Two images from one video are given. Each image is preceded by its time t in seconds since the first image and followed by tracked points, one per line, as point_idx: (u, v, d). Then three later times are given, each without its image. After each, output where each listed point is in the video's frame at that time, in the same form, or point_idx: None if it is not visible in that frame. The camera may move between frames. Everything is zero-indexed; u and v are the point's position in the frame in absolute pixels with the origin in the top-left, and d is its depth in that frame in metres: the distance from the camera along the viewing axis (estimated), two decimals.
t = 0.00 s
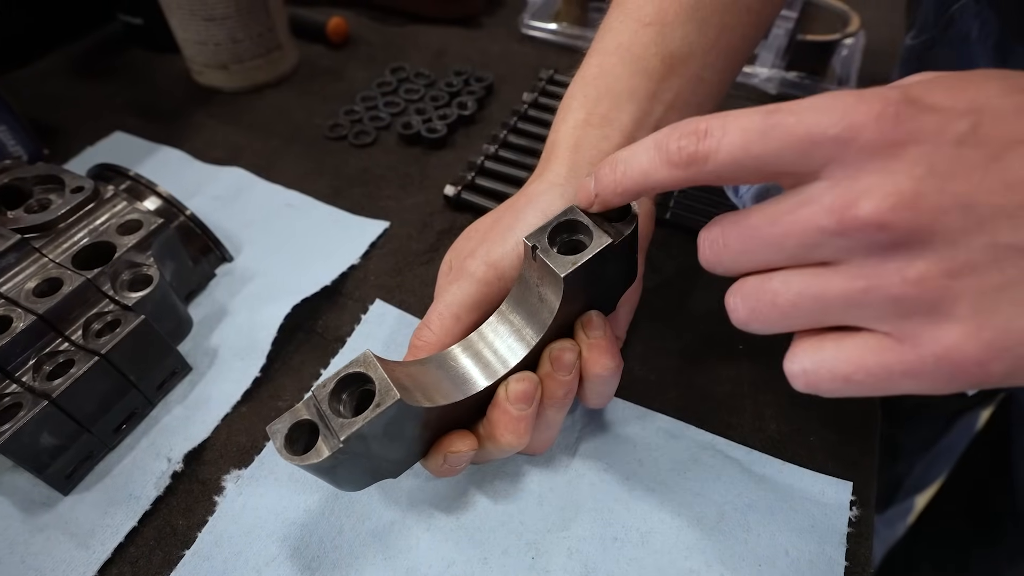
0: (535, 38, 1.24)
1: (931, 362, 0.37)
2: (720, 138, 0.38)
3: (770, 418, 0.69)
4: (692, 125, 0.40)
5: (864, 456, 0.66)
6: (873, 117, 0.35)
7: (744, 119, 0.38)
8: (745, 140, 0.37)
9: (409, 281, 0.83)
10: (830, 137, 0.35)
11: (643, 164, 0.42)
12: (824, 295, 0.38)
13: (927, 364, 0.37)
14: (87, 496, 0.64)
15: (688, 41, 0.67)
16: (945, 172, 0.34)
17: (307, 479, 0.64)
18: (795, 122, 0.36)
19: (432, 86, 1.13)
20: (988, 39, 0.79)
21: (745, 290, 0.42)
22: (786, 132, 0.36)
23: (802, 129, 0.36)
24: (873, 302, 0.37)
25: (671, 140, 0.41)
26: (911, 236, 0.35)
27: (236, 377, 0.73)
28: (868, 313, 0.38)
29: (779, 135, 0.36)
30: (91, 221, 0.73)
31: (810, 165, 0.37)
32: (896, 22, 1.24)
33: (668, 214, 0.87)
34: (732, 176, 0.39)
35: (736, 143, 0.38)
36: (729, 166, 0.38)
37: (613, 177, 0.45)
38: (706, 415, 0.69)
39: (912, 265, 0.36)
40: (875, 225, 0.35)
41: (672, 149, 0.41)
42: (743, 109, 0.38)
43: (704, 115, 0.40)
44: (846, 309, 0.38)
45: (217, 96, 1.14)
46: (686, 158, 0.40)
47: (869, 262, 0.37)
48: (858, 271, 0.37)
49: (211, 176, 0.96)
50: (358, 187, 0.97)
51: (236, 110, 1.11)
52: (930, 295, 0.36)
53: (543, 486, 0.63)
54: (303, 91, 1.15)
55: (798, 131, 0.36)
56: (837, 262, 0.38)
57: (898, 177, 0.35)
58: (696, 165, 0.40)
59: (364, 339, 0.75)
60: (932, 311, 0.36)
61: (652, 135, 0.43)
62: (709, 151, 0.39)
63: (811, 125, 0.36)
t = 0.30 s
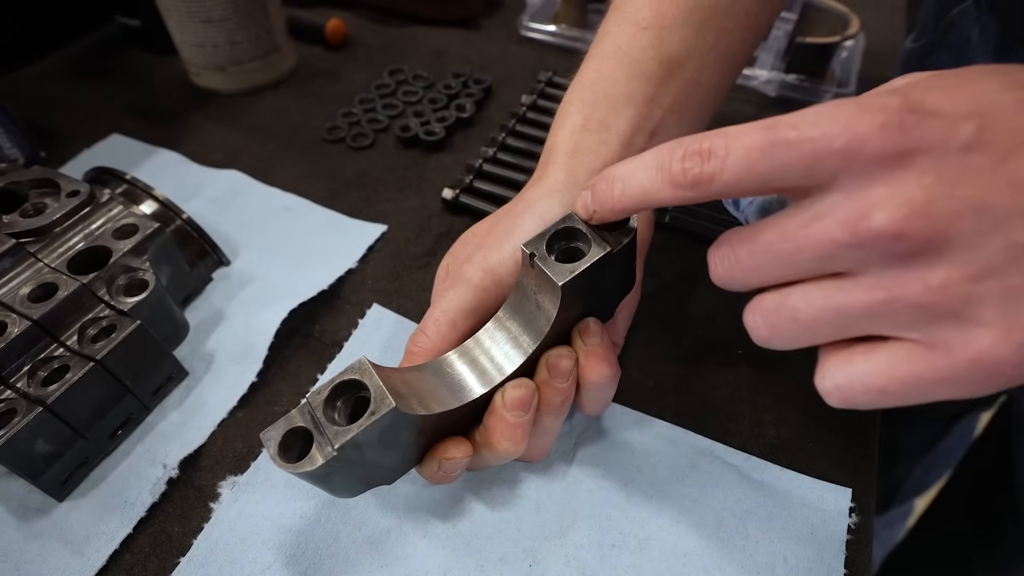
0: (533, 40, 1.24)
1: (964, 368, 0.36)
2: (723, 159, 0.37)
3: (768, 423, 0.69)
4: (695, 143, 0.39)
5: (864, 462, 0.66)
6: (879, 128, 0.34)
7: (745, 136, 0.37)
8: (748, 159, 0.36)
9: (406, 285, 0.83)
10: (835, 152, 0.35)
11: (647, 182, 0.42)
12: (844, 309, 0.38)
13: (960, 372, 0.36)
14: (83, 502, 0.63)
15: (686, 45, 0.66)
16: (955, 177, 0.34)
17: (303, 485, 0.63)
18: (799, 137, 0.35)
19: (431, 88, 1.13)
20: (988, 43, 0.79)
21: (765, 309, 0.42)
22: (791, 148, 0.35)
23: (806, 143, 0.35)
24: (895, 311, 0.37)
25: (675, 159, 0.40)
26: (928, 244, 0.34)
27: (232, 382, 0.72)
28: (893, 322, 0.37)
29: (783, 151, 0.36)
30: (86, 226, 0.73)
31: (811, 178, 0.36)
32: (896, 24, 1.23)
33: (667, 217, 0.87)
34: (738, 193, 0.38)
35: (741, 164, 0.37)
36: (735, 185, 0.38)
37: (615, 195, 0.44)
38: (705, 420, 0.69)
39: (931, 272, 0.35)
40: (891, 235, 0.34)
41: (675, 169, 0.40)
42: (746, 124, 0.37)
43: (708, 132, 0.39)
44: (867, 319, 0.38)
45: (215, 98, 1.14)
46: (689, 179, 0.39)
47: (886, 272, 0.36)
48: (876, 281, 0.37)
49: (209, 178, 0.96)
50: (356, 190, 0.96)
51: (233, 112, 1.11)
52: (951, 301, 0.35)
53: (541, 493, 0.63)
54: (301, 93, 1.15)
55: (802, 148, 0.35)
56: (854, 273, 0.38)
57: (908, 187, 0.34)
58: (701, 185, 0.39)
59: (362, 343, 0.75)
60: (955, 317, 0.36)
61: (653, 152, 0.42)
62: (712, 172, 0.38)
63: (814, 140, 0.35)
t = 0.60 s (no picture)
0: (532, 41, 1.24)
1: None
2: (760, 181, 0.37)
3: (768, 429, 0.68)
4: (729, 166, 0.38)
5: (865, 469, 0.65)
6: (919, 152, 0.33)
7: (785, 158, 0.36)
8: (788, 180, 0.36)
9: (404, 289, 0.82)
10: (877, 174, 0.34)
11: (675, 204, 0.40)
12: (902, 344, 0.36)
13: None
14: (78, 508, 0.63)
15: (686, 48, 0.66)
16: (1008, 200, 0.33)
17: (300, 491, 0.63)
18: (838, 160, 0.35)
19: (429, 90, 1.13)
20: (987, 46, 0.78)
21: (809, 347, 0.40)
22: (830, 171, 0.35)
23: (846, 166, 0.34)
24: (956, 341, 0.35)
25: (708, 179, 0.39)
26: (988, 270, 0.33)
27: (229, 387, 0.72)
28: (955, 353, 0.35)
29: (824, 173, 0.35)
30: (82, 229, 0.72)
31: (851, 204, 0.35)
32: (896, 25, 1.23)
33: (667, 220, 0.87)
34: (773, 217, 0.38)
35: (779, 185, 0.36)
36: (771, 208, 0.37)
37: (638, 218, 0.43)
38: (704, 425, 0.69)
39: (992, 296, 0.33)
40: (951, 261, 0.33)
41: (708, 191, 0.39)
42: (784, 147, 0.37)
43: (742, 155, 0.38)
44: (925, 351, 0.36)
45: (213, 100, 1.13)
46: (724, 200, 0.38)
47: (942, 301, 0.35)
48: (932, 310, 0.35)
49: (206, 181, 0.95)
50: (354, 192, 0.96)
51: (231, 114, 1.10)
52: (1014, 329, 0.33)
53: (539, 499, 0.63)
54: (300, 95, 1.14)
55: (842, 171, 0.34)
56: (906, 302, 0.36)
57: (958, 208, 0.33)
58: (736, 207, 0.38)
59: (359, 348, 0.74)
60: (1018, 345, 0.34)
61: (681, 174, 0.41)
62: (749, 193, 0.37)
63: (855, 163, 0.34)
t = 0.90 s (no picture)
0: (531, 45, 1.24)
1: None
2: (774, 211, 0.35)
3: (767, 435, 0.69)
4: (741, 192, 0.37)
5: (864, 476, 0.65)
6: (941, 179, 0.32)
7: (799, 184, 0.35)
8: (804, 207, 0.34)
9: (403, 295, 0.82)
10: (898, 202, 0.33)
11: (687, 232, 0.39)
12: (917, 366, 0.37)
13: None
14: (78, 515, 0.63)
15: (682, 56, 0.66)
16: None
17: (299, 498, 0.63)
18: (858, 187, 0.33)
19: (429, 95, 1.13)
20: (987, 53, 0.79)
21: (823, 361, 0.42)
22: (848, 200, 0.33)
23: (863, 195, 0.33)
24: (972, 364, 0.36)
25: (720, 206, 0.37)
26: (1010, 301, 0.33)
27: (228, 394, 0.72)
28: (971, 374, 0.36)
29: (841, 201, 0.34)
30: (82, 237, 0.73)
31: (872, 230, 0.34)
32: (897, 29, 1.23)
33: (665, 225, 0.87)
34: (789, 243, 0.36)
35: (795, 215, 0.35)
36: (788, 236, 0.36)
37: (648, 246, 0.41)
38: (702, 432, 0.69)
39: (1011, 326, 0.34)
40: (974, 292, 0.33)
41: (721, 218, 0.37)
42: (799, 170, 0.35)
43: (754, 179, 0.37)
44: (940, 370, 0.37)
45: (213, 105, 1.13)
46: (737, 229, 0.37)
47: (961, 326, 0.35)
48: (948, 335, 0.36)
49: (206, 187, 0.95)
50: (353, 198, 0.96)
51: (231, 119, 1.10)
52: None
53: (538, 506, 0.63)
54: (300, 99, 1.14)
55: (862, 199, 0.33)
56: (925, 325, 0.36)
57: (978, 238, 0.32)
58: (750, 236, 0.37)
59: (358, 355, 0.74)
60: None
61: (692, 199, 0.39)
62: (764, 222, 0.36)
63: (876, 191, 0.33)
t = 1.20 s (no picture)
0: (530, 45, 1.23)
1: None
2: (808, 198, 0.30)
3: (766, 438, 0.68)
4: (770, 180, 0.32)
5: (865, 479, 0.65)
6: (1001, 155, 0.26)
7: (833, 172, 0.30)
8: (838, 195, 0.29)
9: (401, 296, 0.82)
10: (951, 184, 0.27)
11: (714, 228, 0.35)
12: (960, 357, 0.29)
13: None
14: (71, 520, 0.63)
15: (679, 55, 0.66)
16: None
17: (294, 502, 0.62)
18: (909, 172, 0.28)
19: (427, 95, 1.12)
20: (989, 53, 0.78)
21: (845, 361, 0.33)
22: (895, 184, 0.28)
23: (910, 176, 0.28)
24: None
25: (749, 200, 0.33)
26: None
27: (223, 397, 0.71)
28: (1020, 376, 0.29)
29: (890, 186, 0.28)
30: (76, 238, 0.72)
31: (917, 217, 0.28)
32: (897, 30, 1.23)
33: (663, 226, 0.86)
34: (825, 237, 0.31)
35: (830, 202, 0.30)
36: (823, 231, 0.31)
37: (678, 243, 0.37)
38: (701, 436, 0.68)
39: None
40: None
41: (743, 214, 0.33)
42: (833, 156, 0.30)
43: (785, 166, 0.32)
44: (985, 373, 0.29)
45: (209, 105, 1.13)
46: (765, 221, 0.32)
47: None
48: (999, 328, 0.28)
49: (202, 187, 0.95)
50: (351, 199, 0.96)
51: (227, 119, 1.10)
52: None
53: (535, 510, 0.62)
54: (297, 100, 1.14)
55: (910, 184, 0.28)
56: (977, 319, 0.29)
57: None
58: (779, 227, 0.32)
59: (354, 356, 0.74)
60: None
61: (717, 195, 0.35)
62: (794, 210, 0.31)
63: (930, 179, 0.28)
